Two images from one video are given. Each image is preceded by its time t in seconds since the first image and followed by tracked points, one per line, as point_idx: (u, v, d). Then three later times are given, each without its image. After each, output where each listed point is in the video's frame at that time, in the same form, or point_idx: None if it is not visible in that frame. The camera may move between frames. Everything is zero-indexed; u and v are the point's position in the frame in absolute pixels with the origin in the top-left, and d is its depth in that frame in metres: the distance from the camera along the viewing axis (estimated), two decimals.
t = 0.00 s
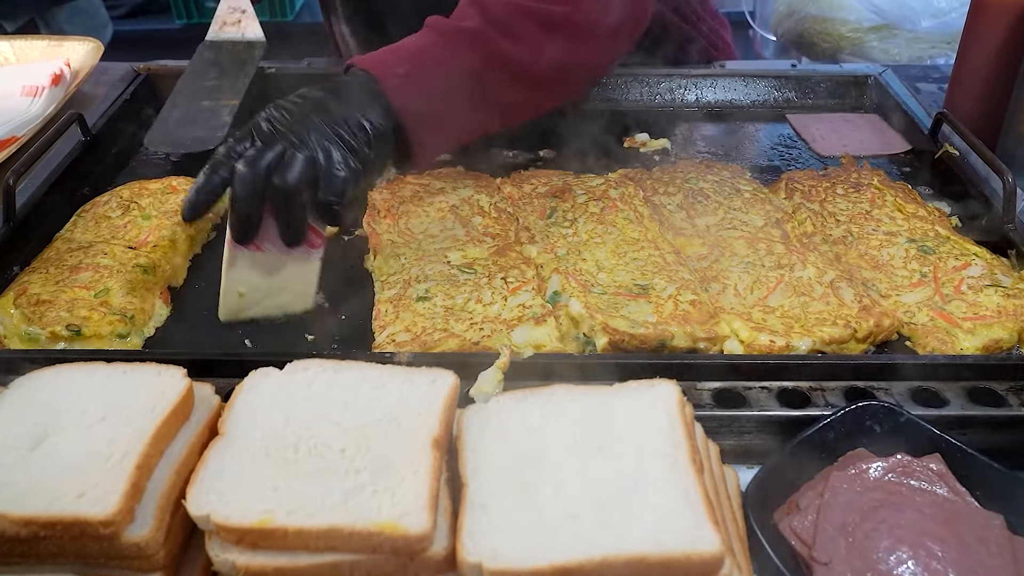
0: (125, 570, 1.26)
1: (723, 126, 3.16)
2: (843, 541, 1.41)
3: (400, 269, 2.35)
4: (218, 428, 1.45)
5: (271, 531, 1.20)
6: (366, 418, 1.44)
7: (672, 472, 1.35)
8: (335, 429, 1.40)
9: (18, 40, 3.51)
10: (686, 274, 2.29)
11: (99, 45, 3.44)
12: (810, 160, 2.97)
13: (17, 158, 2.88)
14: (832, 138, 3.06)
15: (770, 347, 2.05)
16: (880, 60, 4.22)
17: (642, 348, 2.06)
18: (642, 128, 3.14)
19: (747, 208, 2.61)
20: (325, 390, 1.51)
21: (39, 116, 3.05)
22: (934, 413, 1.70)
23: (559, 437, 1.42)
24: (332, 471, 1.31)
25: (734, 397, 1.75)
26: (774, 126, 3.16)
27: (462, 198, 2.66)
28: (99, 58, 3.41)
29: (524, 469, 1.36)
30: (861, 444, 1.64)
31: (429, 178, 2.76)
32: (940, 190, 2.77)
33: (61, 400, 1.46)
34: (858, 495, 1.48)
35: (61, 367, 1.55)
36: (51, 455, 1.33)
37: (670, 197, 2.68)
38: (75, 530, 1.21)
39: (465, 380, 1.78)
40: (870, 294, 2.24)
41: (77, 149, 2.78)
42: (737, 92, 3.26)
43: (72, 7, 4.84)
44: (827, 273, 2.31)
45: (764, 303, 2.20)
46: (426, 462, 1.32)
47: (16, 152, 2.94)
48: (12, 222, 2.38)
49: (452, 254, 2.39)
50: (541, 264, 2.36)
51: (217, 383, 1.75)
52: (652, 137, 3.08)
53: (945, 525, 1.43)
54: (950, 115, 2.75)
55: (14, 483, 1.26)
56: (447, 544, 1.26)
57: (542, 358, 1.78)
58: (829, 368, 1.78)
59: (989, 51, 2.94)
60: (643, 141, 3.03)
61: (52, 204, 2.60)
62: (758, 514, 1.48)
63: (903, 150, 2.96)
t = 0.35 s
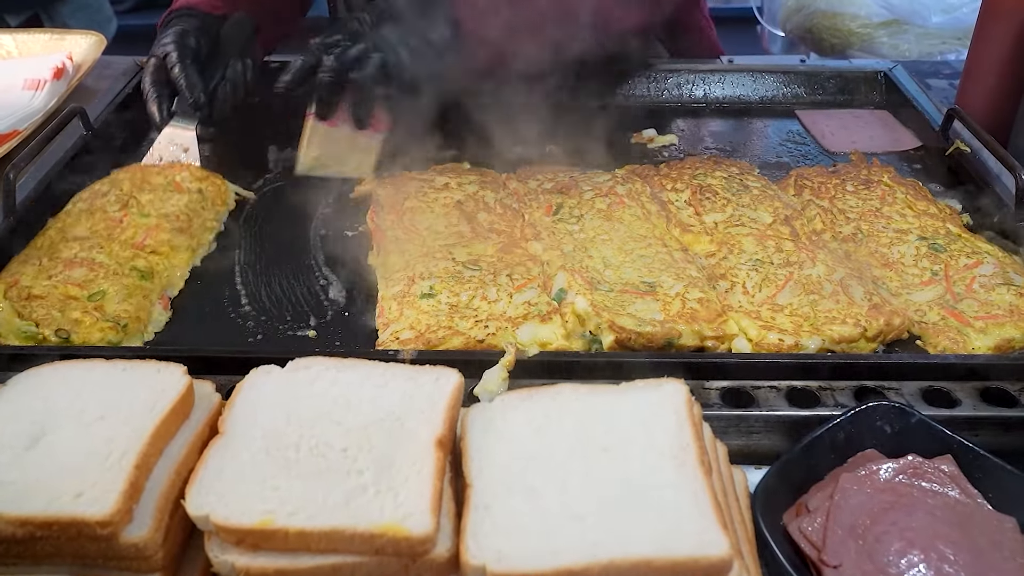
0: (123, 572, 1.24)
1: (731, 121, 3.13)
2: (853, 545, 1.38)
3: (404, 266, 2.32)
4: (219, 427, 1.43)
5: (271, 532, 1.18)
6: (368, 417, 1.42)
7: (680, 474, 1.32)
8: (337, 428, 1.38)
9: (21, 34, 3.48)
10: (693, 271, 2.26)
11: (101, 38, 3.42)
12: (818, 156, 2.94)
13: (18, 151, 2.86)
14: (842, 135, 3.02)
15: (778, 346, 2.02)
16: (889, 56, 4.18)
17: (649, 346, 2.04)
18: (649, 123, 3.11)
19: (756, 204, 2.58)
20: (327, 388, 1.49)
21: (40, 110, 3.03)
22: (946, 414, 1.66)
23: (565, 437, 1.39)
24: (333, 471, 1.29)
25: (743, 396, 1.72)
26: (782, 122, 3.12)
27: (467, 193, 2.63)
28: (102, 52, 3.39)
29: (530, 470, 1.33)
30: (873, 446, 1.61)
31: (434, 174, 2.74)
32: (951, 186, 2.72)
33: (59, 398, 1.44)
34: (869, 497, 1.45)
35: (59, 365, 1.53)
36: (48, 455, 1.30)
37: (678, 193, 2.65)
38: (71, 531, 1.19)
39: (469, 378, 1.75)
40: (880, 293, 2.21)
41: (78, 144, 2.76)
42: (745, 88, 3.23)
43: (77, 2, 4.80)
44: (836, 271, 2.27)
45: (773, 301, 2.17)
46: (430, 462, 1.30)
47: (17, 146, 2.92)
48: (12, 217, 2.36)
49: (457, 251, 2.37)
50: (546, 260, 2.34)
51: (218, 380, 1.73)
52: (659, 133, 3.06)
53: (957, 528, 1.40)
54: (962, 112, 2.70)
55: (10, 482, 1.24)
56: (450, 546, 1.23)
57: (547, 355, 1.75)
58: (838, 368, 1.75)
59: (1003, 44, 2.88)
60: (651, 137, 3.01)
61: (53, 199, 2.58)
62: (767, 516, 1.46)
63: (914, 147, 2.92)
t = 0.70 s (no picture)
0: (120, 568, 1.23)
1: (735, 114, 3.09)
2: (857, 541, 1.37)
3: (405, 259, 2.31)
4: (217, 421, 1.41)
5: (270, 528, 1.17)
6: (368, 412, 1.40)
7: (683, 470, 1.31)
8: (337, 423, 1.36)
9: (20, 25, 3.46)
10: (697, 265, 2.25)
11: (101, 29, 3.39)
12: (822, 149, 2.91)
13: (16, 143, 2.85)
14: (846, 128, 3.00)
15: (782, 340, 2.01)
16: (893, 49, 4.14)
17: (652, 341, 2.02)
18: (651, 116, 3.09)
19: (759, 197, 2.56)
20: (326, 383, 1.47)
21: (39, 102, 3.01)
22: (951, 410, 1.64)
23: (567, 433, 1.37)
24: (333, 466, 1.28)
25: (746, 391, 1.70)
26: (786, 115, 3.09)
27: (468, 186, 2.62)
28: (101, 43, 3.36)
29: (531, 465, 1.32)
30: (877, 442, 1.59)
31: (435, 167, 2.72)
32: (956, 180, 2.70)
33: (57, 392, 1.43)
34: (873, 493, 1.44)
35: (56, 359, 1.52)
36: (45, 449, 1.29)
37: (680, 186, 2.63)
38: (68, 526, 1.18)
39: (471, 372, 1.73)
40: (884, 287, 2.19)
41: (77, 135, 2.74)
42: (749, 81, 3.20)
43: None
44: (840, 265, 2.25)
45: (777, 295, 2.16)
46: (431, 458, 1.29)
47: (16, 138, 2.91)
48: (11, 209, 2.34)
49: (457, 244, 2.35)
50: (548, 254, 2.32)
51: (217, 374, 1.71)
52: (662, 126, 3.04)
53: (962, 525, 1.38)
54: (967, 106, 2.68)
55: (6, 477, 1.23)
56: (450, 543, 1.22)
57: (549, 349, 1.74)
58: (842, 363, 1.73)
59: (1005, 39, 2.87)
60: (653, 131, 2.99)
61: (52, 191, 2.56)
62: (770, 512, 1.44)
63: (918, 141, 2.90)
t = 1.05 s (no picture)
0: (120, 564, 1.23)
1: (735, 112, 3.09)
2: (856, 539, 1.37)
3: (405, 256, 2.31)
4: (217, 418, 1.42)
5: (269, 525, 1.17)
6: (368, 408, 1.40)
7: (682, 467, 1.31)
8: (337, 420, 1.36)
9: (21, 21, 3.46)
10: (698, 263, 2.25)
11: (101, 26, 3.39)
12: (821, 147, 2.91)
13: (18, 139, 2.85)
14: (846, 126, 3.00)
15: (781, 338, 2.01)
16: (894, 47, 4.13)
17: (652, 338, 2.03)
18: (651, 113, 3.08)
19: (760, 195, 2.56)
20: (326, 379, 1.47)
21: (40, 98, 3.01)
22: (950, 408, 1.64)
23: (566, 430, 1.38)
24: (332, 463, 1.28)
25: (745, 388, 1.70)
26: (787, 113, 3.09)
27: (468, 183, 2.62)
28: (102, 39, 3.36)
29: (531, 462, 1.32)
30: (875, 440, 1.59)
31: (436, 164, 2.72)
32: (956, 179, 2.70)
33: (57, 388, 1.43)
34: (872, 491, 1.44)
35: (58, 354, 1.52)
36: (45, 445, 1.29)
37: (681, 184, 2.63)
38: (68, 522, 1.18)
39: (471, 368, 1.73)
40: (884, 286, 2.19)
41: (78, 131, 2.73)
42: (749, 78, 3.19)
43: None
44: (841, 263, 2.25)
45: (777, 293, 2.16)
46: (430, 455, 1.29)
47: (17, 134, 2.91)
48: (12, 205, 2.34)
49: (458, 241, 2.35)
50: (548, 251, 2.32)
51: (216, 370, 1.71)
52: (662, 123, 3.03)
53: (961, 523, 1.39)
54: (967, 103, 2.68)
55: (6, 472, 1.23)
56: (449, 540, 1.22)
57: (547, 347, 1.74)
58: (841, 360, 1.73)
59: (1008, 34, 2.85)
60: (654, 128, 2.99)
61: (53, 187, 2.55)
62: (770, 509, 1.44)
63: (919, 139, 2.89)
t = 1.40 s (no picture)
0: (120, 564, 1.23)
1: (736, 115, 3.10)
2: (855, 541, 1.38)
3: (405, 258, 2.31)
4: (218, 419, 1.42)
5: (270, 525, 1.17)
6: (368, 409, 1.40)
7: (682, 468, 1.31)
8: (337, 421, 1.37)
9: (23, 22, 3.47)
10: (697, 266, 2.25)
11: (103, 27, 3.39)
12: (822, 150, 2.92)
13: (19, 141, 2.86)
14: (846, 129, 3.00)
15: (780, 341, 2.01)
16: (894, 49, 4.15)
17: (652, 340, 2.03)
18: (651, 115, 3.09)
19: (760, 197, 2.56)
20: (327, 380, 1.48)
21: (42, 99, 3.01)
22: (949, 410, 1.64)
23: (567, 432, 1.38)
24: (333, 465, 1.28)
25: (745, 390, 1.70)
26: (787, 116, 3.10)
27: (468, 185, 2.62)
28: (104, 40, 3.36)
29: (531, 463, 1.32)
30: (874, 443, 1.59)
31: (437, 165, 2.73)
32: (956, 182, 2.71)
33: (59, 388, 1.43)
34: (871, 493, 1.45)
35: (59, 355, 1.52)
36: (46, 446, 1.30)
37: (681, 186, 2.63)
38: (68, 522, 1.18)
39: (471, 370, 1.74)
40: (884, 288, 2.20)
41: (79, 132, 2.74)
42: (749, 81, 3.20)
43: None
44: (840, 265, 2.26)
45: (776, 296, 2.16)
46: (430, 456, 1.29)
47: (18, 135, 2.91)
48: (12, 206, 2.34)
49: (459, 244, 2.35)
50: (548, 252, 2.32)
51: (217, 371, 1.72)
52: (663, 125, 3.04)
53: (960, 525, 1.39)
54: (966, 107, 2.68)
55: (7, 472, 1.23)
56: (449, 541, 1.22)
57: (545, 348, 1.74)
58: (840, 363, 1.73)
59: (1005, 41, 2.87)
60: (654, 130, 2.99)
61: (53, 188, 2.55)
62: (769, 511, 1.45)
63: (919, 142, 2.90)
